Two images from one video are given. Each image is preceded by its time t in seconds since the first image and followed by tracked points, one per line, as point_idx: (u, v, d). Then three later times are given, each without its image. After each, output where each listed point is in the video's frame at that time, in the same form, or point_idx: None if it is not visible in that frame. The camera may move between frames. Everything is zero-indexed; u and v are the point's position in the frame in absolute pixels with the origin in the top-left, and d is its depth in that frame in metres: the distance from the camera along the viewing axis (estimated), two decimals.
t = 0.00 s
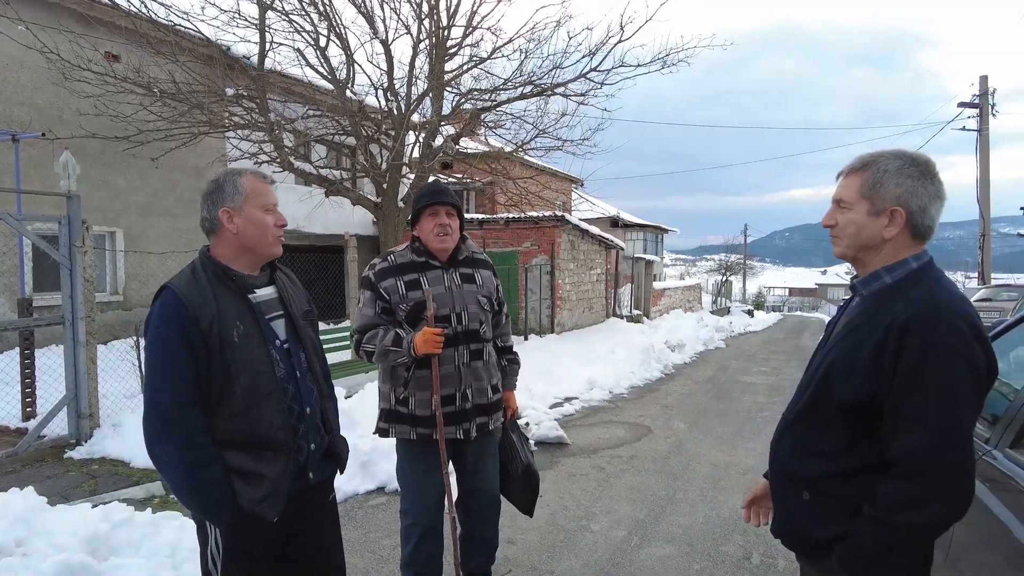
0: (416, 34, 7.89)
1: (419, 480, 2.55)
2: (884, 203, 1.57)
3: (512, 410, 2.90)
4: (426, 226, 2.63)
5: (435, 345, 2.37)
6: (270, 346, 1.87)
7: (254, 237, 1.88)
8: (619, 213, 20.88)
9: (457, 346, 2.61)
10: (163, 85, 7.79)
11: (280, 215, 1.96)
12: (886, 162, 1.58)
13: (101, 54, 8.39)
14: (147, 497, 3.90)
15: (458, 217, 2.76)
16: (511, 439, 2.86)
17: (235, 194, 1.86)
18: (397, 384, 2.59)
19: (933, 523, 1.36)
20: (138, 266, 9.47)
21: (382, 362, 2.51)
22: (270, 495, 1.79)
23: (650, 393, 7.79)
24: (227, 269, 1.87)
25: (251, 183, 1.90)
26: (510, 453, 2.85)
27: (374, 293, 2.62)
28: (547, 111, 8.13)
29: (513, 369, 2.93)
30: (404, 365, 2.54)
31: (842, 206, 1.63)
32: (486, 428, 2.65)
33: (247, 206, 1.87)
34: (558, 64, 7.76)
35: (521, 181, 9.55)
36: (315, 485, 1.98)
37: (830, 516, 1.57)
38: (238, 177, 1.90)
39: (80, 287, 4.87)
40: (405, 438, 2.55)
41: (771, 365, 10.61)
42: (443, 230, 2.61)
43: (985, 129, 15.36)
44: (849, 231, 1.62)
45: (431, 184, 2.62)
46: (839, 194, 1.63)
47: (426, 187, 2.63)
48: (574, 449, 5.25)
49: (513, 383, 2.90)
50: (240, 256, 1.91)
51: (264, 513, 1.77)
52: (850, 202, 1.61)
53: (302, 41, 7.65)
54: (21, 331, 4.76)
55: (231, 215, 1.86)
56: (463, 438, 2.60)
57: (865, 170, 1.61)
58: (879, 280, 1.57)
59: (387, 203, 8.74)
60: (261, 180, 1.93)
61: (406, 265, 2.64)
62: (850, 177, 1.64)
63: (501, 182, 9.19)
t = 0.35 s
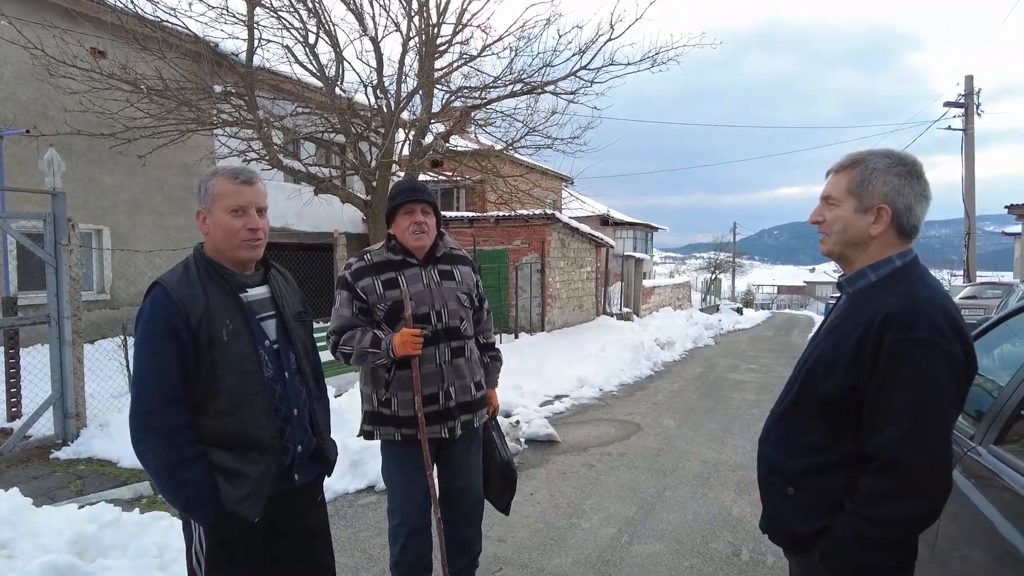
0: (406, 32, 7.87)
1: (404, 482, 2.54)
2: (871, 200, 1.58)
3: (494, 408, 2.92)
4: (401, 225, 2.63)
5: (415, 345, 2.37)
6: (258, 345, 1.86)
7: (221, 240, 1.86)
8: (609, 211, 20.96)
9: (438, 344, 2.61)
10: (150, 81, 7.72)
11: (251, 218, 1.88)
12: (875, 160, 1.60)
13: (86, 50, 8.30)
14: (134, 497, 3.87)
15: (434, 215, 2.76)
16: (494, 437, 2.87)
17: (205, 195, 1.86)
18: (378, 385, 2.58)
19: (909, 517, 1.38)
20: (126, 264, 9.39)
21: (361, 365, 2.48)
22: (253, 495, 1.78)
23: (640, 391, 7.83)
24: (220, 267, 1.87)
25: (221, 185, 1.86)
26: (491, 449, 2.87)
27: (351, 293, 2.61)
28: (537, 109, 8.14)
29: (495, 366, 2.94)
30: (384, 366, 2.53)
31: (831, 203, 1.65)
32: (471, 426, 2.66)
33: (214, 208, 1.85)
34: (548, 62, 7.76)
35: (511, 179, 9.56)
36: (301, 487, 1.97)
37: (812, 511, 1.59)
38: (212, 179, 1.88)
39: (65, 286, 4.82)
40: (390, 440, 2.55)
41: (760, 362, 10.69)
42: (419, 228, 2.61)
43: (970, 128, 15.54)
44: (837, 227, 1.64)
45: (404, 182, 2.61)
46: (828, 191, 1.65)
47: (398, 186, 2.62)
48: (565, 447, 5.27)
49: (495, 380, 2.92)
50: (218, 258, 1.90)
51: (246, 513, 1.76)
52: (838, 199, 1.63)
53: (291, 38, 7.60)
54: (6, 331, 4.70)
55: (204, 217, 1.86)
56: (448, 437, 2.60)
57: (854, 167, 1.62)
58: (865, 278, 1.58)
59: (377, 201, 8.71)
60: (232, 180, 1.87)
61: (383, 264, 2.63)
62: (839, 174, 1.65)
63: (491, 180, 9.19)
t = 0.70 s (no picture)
0: (398, 30, 7.85)
1: (397, 480, 2.55)
2: (850, 199, 1.61)
3: (491, 411, 2.91)
4: (404, 222, 2.63)
5: (408, 343, 2.38)
6: (249, 345, 1.86)
7: (204, 240, 1.86)
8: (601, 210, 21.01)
9: (434, 342, 2.62)
10: (140, 79, 7.67)
11: (233, 220, 1.87)
12: (855, 159, 1.63)
13: (76, 47, 8.24)
14: (126, 498, 3.86)
15: (438, 213, 2.76)
16: (489, 439, 2.87)
17: (194, 196, 1.89)
18: (373, 380, 2.58)
19: (900, 515, 1.40)
20: (116, 263, 9.32)
21: (355, 359, 2.49)
22: (243, 496, 1.78)
23: (633, 389, 7.86)
24: (214, 265, 1.87)
25: (208, 185, 1.88)
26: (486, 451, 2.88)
27: (349, 288, 2.62)
28: (530, 108, 8.16)
29: (493, 368, 2.95)
30: (379, 362, 2.54)
31: (815, 203, 1.69)
32: (464, 426, 2.67)
33: (201, 209, 1.87)
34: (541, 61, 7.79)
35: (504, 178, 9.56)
36: (292, 488, 1.97)
37: (805, 510, 1.61)
38: (202, 180, 1.90)
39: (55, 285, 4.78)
40: (383, 435, 2.56)
41: (752, 360, 10.75)
42: (422, 225, 2.62)
43: (959, 129, 15.68)
44: (820, 227, 1.68)
45: (408, 179, 2.61)
46: (813, 193, 1.70)
47: (402, 182, 2.62)
48: (558, 446, 5.29)
49: (492, 382, 2.92)
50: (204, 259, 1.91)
51: (235, 513, 1.76)
52: (821, 199, 1.67)
53: (283, 37, 7.57)
54: None
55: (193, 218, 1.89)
56: (440, 435, 2.61)
57: (837, 168, 1.66)
58: (857, 278, 1.60)
59: (370, 200, 8.70)
60: (218, 182, 1.89)
61: (382, 260, 2.63)
62: (824, 176, 1.69)
63: (484, 179, 9.18)
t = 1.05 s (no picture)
0: (392, 29, 7.84)
1: (395, 477, 2.56)
2: (835, 193, 1.64)
3: (489, 410, 2.92)
4: (409, 219, 2.63)
5: (409, 339, 2.39)
6: (238, 344, 1.85)
7: (214, 238, 1.86)
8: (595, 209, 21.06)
9: (434, 339, 2.62)
10: (132, 77, 7.63)
11: (247, 219, 1.92)
12: (844, 154, 1.65)
13: (67, 44, 8.18)
14: (118, 497, 3.84)
15: (443, 212, 2.76)
16: (487, 439, 2.88)
17: (200, 193, 1.85)
18: (372, 375, 2.59)
19: (886, 509, 1.42)
20: (108, 262, 9.27)
21: (355, 354, 2.49)
22: (234, 494, 1.78)
23: (626, 388, 7.89)
24: (199, 263, 1.86)
25: (221, 183, 1.88)
26: (482, 450, 2.89)
27: (352, 283, 2.62)
28: (524, 107, 8.17)
29: (492, 368, 2.95)
30: (379, 357, 2.54)
31: (807, 198, 1.72)
32: (461, 424, 2.67)
33: (211, 206, 1.85)
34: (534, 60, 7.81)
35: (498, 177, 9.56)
36: (283, 485, 1.97)
37: (793, 504, 1.63)
38: (210, 176, 1.88)
39: (46, 283, 4.75)
40: (380, 430, 2.56)
41: (745, 359, 10.80)
42: (427, 223, 2.63)
43: (950, 128, 15.78)
44: (809, 221, 1.70)
45: (416, 177, 2.62)
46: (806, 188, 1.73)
47: (410, 179, 2.62)
48: (552, 444, 5.30)
49: (491, 382, 2.91)
50: (202, 256, 1.88)
51: (227, 511, 1.76)
52: (812, 194, 1.70)
53: (275, 35, 7.54)
54: None
55: (196, 214, 1.85)
56: (437, 432, 2.62)
57: (827, 164, 1.69)
58: (846, 275, 1.61)
59: (363, 199, 8.68)
60: (231, 181, 1.90)
61: (385, 256, 2.64)
62: (816, 172, 1.72)
63: (478, 178, 9.18)
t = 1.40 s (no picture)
0: (385, 26, 7.83)
1: (390, 475, 2.56)
2: (827, 190, 1.65)
3: (484, 408, 2.92)
4: (410, 216, 2.63)
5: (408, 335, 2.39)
6: (229, 342, 1.85)
7: (228, 237, 1.87)
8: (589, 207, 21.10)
9: (431, 337, 2.62)
10: (124, 73, 7.58)
11: (252, 217, 1.96)
12: (837, 153, 1.66)
13: (57, 41, 8.12)
14: (110, 497, 3.83)
15: (442, 210, 2.76)
16: (482, 437, 2.88)
17: (213, 191, 1.84)
18: (369, 372, 2.59)
19: (873, 505, 1.44)
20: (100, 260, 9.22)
21: (352, 350, 2.49)
22: (228, 492, 1.77)
23: (620, 385, 7.91)
24: (189, 262, 1.85)
25: (231, 182, 1.89)
26: (477, 449, 2.89)
27: (350, 279, 2.62)
28: (518, 105, 8.17)
29: (488, 366, 2.95)
30: (376, 354, 2.54)
31: (799, 196, 1.73)
32: (457, 421, 2.67)
33: (224, 205, 1.86)
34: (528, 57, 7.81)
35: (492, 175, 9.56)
36: (277, 484, 1.97)
37: (784, 500, 1.64)
38: (218, 175, 1.87)
39: (37, 282, 4.72)
40: (376, 427, 2.56)
41: (738, 357, 10.85)
42: (427, 221, 2.63)
43: (942, 127, 15.87)
44: (800, 218, 1.72)
45: (416, 174, 2.62)
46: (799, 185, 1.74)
47: (410, 176, 2.62)
48: (546, 442, 5.31)
49: (487, 380, 2.92)
50: (209, 254, 1.88)
51: (220, 510, 1.76)
52: (804, 191, 1.71)
53: (268, 32, 7.51)
54: None
55: (206, 213, 1.84)
56: (434, 429, 2.62)
57: (819, 162, 1.70)
58: (837, 272, 1.63)
59: (357, 196, 8.67)
60: (239, 179, 1.92)
61: (384, 252, 2.64)
62: (809, 170, 1.73)
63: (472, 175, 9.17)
